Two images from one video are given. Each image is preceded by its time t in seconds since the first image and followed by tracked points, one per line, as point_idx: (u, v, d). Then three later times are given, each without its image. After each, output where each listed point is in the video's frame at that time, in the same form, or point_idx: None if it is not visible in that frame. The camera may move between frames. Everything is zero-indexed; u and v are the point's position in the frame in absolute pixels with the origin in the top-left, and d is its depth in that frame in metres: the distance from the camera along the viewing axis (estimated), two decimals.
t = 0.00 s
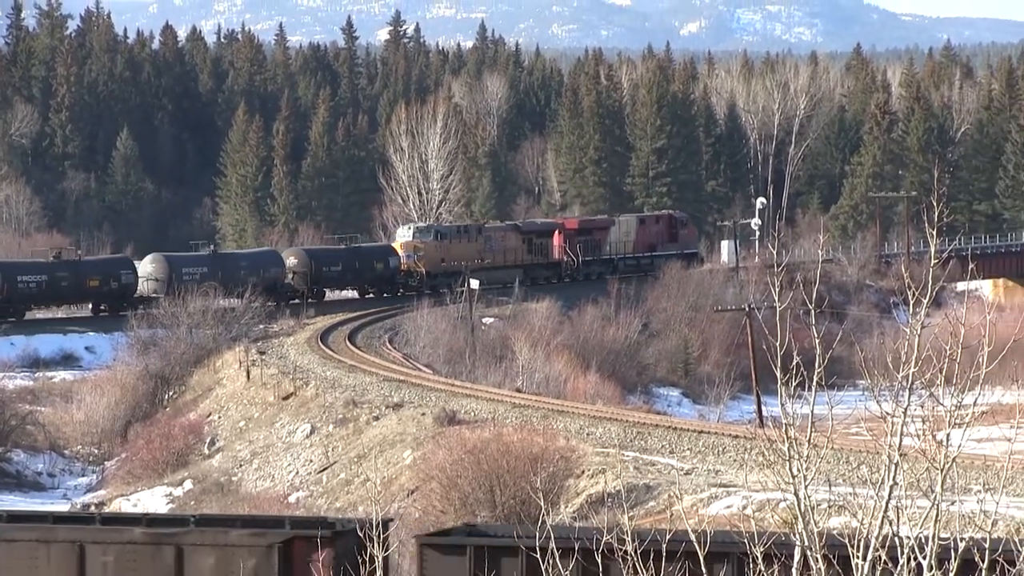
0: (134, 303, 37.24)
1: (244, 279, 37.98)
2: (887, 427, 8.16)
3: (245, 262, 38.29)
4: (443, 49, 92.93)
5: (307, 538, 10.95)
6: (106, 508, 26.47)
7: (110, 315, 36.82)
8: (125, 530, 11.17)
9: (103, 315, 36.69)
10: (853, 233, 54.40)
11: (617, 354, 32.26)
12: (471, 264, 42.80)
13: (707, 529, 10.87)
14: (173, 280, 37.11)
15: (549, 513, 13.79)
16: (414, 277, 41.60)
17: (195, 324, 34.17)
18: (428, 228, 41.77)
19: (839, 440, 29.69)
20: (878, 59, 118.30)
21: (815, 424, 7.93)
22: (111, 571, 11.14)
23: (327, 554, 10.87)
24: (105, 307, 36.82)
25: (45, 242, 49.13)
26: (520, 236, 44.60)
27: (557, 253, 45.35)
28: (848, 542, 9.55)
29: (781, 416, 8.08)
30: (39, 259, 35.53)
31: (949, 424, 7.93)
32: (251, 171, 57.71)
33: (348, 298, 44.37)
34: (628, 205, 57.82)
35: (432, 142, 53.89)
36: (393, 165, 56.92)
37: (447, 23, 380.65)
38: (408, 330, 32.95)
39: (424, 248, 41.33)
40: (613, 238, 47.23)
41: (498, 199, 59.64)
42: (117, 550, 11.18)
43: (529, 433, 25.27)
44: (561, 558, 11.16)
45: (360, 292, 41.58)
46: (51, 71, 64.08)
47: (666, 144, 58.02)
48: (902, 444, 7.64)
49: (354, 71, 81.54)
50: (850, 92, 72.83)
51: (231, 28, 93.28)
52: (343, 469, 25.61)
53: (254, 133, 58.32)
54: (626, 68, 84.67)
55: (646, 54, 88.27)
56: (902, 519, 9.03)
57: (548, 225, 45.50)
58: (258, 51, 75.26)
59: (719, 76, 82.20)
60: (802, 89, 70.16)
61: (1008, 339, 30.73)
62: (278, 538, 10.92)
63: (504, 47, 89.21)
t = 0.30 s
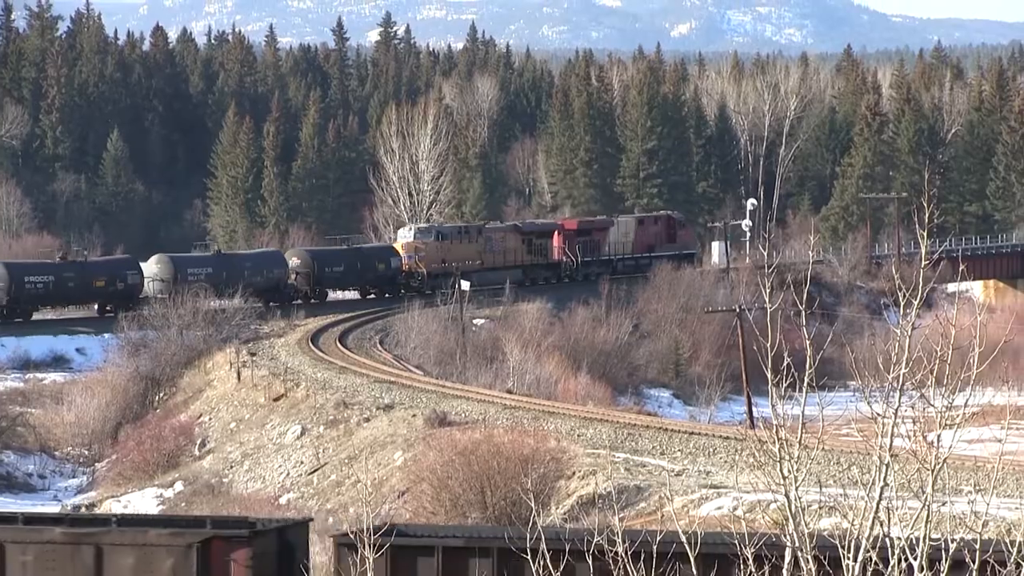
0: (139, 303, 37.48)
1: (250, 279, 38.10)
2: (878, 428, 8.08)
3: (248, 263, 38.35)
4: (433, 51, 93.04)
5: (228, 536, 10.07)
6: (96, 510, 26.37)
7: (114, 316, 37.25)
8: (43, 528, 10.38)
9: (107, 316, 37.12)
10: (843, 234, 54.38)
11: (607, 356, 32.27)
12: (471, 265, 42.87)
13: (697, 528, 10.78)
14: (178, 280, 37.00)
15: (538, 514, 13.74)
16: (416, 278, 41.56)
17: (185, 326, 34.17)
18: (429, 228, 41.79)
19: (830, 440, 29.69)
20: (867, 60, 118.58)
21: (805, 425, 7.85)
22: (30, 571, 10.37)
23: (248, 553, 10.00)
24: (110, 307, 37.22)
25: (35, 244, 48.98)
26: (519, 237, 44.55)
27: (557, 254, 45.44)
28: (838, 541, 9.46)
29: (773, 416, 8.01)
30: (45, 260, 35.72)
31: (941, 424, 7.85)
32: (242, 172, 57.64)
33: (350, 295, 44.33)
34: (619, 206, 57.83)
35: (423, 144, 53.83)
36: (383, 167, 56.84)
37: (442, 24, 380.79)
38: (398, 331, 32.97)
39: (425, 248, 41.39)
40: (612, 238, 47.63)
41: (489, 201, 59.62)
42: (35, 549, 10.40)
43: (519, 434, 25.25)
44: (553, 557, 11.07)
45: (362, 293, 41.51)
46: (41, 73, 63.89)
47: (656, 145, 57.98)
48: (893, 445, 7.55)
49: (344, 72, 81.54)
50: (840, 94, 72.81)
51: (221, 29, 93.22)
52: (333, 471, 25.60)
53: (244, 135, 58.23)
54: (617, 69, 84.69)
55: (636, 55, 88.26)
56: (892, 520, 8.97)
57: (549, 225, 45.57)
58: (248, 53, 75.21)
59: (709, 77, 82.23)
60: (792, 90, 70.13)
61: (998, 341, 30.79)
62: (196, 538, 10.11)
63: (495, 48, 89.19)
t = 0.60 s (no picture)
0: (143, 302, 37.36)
1: (254, 280, 38.25)
2: (871, 428, 8.01)
3: (252, 263, 38.52)
4: (425, 52, 93.19)
5: (148, 536, 10.55)
6: (88, 510, 26.31)
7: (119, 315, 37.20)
8: None
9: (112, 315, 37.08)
10: (835, 235, 54.38)
11: (599, 356, 32.28)
12: (472, 265, 43.09)
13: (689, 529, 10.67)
14: (183, 281, 37.02)
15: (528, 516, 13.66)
16: (418, 277, 41.68)
17: (177, 327, 34.16)
18: (431, 229, 42.02)
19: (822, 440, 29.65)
20: (856, 60, 119.08)
21: (797, 426, 7.75)
22: None
23: (168, 551, 10.53)
24: (116, 307, 37.17)
25: (27, 245, 48.92)
26: (520, 237, 44.75)
27: (557, 254, 45.57)
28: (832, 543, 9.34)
29: (764, 417, 7.92)
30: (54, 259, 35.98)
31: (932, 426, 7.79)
32: (234, 173, 57.59)
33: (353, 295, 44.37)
34: (610, 208, 57.84)
35: (414, 145, 53.78)
36: (375, 167, 56.77)
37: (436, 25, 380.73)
38: (390, 332, 32.98)
39: (427, 248, 41.51)
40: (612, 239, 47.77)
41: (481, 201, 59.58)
42: None
43: (511, 435, 25.25)
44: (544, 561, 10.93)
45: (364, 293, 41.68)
46: (32, 74, 63.75)
47: (649, 146, 58.01)
48: (884, 446, 7.48)
49: (336, 73, 81.55)
50: (831, 95, 72.85)
51: (212, 30, 93.13)
52: (325, 471, 25.59)
53: (236, 136, 58.22)
54: (608, 70, 84.65)
55: (628, 56, 88.26)
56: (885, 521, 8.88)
57: (550, 226, 45.86)
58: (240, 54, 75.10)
59: (700, 78, 82.26)
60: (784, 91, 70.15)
61: (990, 341, 30.68)
62: (117, 537, 10.53)
63: (486, 49, 89.19)
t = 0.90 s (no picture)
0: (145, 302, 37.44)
1: (255, 280, 38.20)
2: (856, 430, 7.91)
3: (253, 263, 38.48)
4: (413, 52, 93.10)
5: (64, 534, 11.05)
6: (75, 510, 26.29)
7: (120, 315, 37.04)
8: None
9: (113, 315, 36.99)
10: (822, 236, 54.38)
11: (587, 357, 32.29)
12: (469, 265, 43.23)
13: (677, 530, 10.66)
14: (185, 280, 37.19)
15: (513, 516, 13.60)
16: (416, 277, 41.74)
17: (164, 327, 34.15)
18: (429, 229, 42.22)
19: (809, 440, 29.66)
20: (843, 61, 119.16)
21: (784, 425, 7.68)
22: None
23: (84, 550, 11.01)
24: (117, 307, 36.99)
25: (14, 245, 48.81)
26: (517, 236, 44.80)
27: (554, 254, 45.58)
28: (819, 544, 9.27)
29: (751, 417, 7.84)
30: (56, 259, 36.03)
31: (920, 427, 7.72)
32: (221, 173, 57.56)
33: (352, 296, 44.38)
34: (598, 208, 57.87)
35: (402, 145, 53.71)
36: (363, 168, 56.71)
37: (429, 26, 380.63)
38: (378, 332, 32.98)
39: (425, 248, 41.72)
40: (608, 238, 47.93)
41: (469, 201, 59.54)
42: None
43: (499, 435, 25.24)
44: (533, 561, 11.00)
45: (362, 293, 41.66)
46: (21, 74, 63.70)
47: (636, 147, 58.11)
48: (870, 449, 7.37)
49: (324, 73, 81.58)
50: (820, 95, 72.86)
51: (201, 30, 93.07)
52: (313, 471, 25.60)
53: (223, 136, 58.21)
54: (597, 70, 84.63)
55: (616, 56, 88.25)
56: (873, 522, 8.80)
57: (546, 225, 45.90)
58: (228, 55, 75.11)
59: (688, 79, 82.28)
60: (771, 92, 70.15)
61: (977, 342, 30.74)
62: (35, 536, 11.04)
63: (475, 50, 89.18)
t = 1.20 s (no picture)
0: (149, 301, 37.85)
1: (256, 281, 38.85)
2: (839, 430, 8.12)
3: (255, 264, 39.02)
4: (400, 56, 93.34)
5: None
6: (66, 510, 26.58)
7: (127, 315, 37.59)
8: None
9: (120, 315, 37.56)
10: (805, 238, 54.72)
11: (572, 358, 32.69)
12: (465, 267, 43.60)
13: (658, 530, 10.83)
14: (189, 281, 37.51)
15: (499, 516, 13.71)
16: (413, 279, 42.15)
17: (154, 328, 34.48)
18: (425, 231, 42.64)
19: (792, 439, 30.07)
20: (825, 66, 119.75)
21: (766, 426, 7.85)
22: None
23: (7, 547, 10.97)
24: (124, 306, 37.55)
25: (6, 248, 49.06)
26: (511, 238, 45.24)
27: (547, 255, 45.99)
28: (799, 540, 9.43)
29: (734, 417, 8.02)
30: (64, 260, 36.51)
31: (899, 428, 7.92)
32: (211, 176, 57.86)
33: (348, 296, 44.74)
34: (584, 211, 58.27)
35: (390, 148, 53.98)
36: (351, 171, 56.97)
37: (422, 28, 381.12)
38: (365, 333, 33.37)
39: (422, 249, 42.17)
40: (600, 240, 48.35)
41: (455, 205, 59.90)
42: None
43: (485, 435, 25.58)
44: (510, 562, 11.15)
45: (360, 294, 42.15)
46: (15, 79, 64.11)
47: (621, 151, 58.54)
48: (852, 448, 7.57)
49: (312, 77, 81.95)
50: (802, 99, 73.24)
51: (190, 35, 93.35)
52: (301, 471, 25.96)
53: (213, 138, 58.47)
54: (581, 73, 84.97)
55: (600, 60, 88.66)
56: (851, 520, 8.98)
57: (539, 227, 46.32)
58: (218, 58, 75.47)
59: (671, 82, 82.67)
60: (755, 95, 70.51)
61: (958, 342, 31.13)
62: None
63: (461, 54, 89.54)
